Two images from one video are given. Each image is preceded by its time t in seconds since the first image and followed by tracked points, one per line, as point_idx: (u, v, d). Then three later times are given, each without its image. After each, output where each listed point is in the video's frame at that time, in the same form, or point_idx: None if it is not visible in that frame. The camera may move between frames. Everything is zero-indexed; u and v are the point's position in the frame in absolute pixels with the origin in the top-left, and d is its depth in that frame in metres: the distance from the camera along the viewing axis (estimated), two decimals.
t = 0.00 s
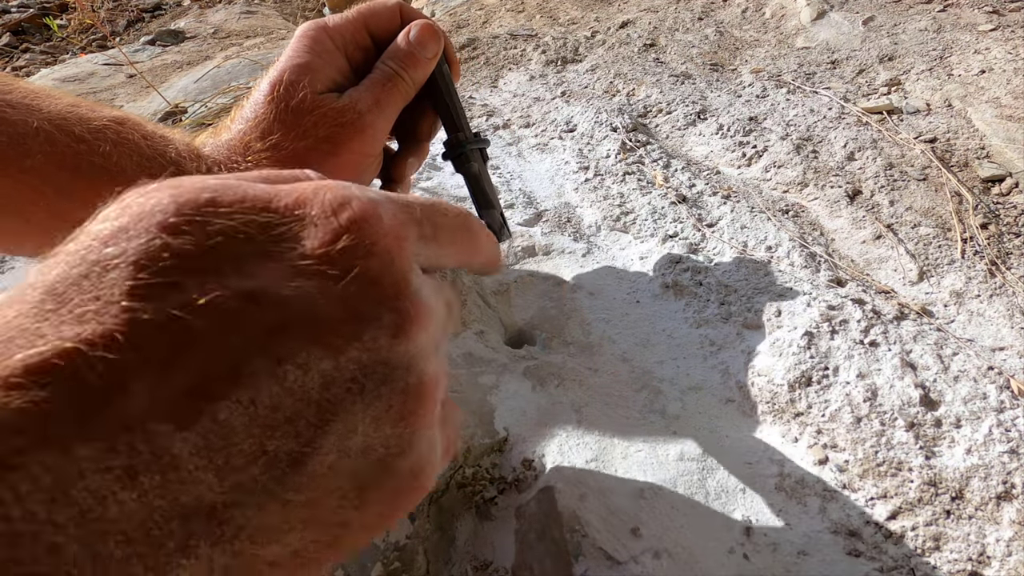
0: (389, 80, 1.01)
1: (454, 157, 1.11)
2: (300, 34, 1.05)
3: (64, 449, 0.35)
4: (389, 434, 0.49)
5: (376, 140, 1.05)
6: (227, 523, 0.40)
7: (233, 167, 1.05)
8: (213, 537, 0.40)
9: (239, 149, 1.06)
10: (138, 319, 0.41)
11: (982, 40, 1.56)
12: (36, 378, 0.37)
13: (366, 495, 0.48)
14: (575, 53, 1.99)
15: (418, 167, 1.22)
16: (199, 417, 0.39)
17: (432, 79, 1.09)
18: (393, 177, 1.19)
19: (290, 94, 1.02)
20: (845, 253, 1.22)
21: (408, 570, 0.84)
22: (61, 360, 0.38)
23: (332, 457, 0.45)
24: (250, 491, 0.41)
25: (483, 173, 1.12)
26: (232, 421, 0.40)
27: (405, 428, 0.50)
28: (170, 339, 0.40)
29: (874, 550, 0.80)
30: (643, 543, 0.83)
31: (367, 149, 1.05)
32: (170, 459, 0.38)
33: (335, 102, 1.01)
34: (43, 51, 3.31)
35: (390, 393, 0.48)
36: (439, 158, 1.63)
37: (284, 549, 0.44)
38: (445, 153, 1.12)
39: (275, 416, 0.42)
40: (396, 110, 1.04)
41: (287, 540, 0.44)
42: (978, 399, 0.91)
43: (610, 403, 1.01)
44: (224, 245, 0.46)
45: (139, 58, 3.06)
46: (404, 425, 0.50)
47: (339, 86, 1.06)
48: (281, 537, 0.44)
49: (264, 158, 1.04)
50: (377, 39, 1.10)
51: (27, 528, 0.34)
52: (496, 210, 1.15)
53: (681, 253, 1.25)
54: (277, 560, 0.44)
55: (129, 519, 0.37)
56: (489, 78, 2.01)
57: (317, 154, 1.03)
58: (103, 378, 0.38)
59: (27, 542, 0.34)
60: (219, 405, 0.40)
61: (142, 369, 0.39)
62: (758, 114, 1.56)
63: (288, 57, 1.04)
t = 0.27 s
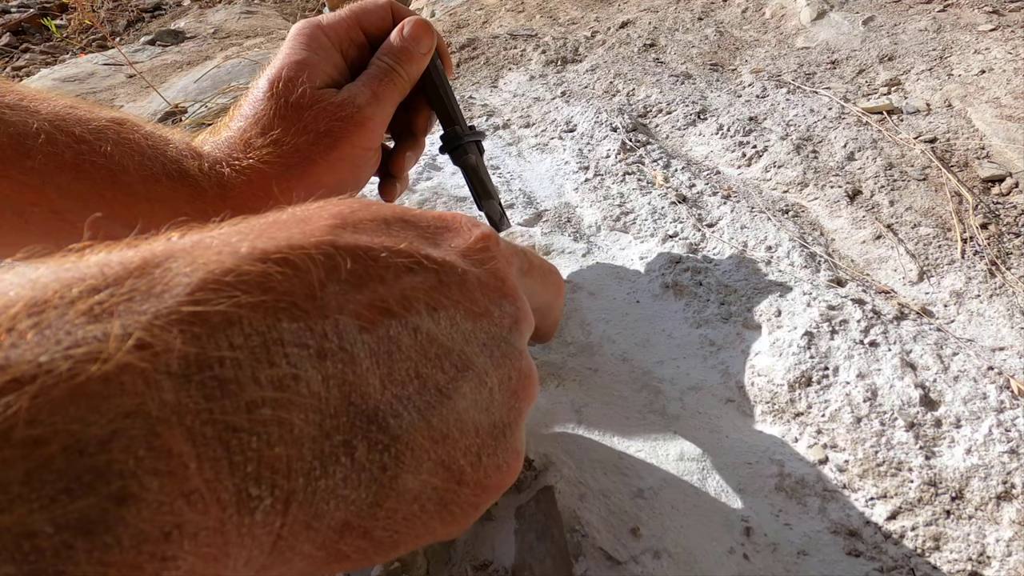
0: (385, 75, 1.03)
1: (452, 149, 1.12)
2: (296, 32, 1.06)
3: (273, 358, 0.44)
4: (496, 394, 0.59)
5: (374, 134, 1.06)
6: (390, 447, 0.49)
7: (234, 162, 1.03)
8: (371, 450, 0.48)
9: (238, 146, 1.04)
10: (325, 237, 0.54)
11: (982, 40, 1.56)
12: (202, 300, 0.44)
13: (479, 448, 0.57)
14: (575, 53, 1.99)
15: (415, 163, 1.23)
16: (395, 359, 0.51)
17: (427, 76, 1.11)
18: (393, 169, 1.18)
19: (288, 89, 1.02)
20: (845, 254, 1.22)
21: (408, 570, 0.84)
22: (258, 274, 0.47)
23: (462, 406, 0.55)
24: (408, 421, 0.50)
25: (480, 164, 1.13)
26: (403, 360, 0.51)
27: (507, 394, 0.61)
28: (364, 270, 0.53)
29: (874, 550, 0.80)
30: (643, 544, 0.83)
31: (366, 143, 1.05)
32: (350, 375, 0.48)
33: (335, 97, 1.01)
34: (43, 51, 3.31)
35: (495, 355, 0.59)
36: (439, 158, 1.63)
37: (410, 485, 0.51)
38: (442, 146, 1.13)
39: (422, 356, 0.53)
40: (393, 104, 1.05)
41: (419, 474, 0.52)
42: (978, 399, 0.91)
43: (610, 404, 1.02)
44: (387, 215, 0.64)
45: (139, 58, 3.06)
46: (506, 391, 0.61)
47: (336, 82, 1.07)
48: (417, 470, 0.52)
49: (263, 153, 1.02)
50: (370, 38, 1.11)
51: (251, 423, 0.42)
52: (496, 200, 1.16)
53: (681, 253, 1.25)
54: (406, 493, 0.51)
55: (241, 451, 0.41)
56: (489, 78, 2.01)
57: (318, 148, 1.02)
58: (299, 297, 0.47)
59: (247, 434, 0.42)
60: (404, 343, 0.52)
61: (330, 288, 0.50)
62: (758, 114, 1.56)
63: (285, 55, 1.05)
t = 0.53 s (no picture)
0: (383, 72, 1.02)
1: (448, 146, 1.11)
2: (293, 31, 1.05)
3: (294, 356, 0.47)
4: (501, 399, 0.61)
5: (374, 131, 1.05)
6: (398, 444, 0.52)
7: (234, 160, 1.02)
8: (381, 447, 0.51)
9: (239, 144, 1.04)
10: (344, 245, 0.57)
11: (982, 40, 1.56)
12: (229, 301, 0.46)
13: (484, 450, 0.59)
14: (575, 53, 1.99)
15: (414, 159, 1.23)
16: (406, 363, 0.54)
17: (421, 74, 1.10)
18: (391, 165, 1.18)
19: (288, 88, 1.02)
20: (845, 254, 1.22)
21: (408, 571, 0.83)
22: (280, 279, 0.49)
23: (467, 408, 0.57)
24: (416, 421, 0.53)
25: (478, 160, 1.12)
26: (413, 364, 0.55)
27: (512, 399, 0.63)
28: (377, 275, 0.56)
29: (874, 551, 0.80)
30: (643, 544, 0.83)
31: (366, 140, 1.05)
32: (363, 375, 0.51)
33: (333, 94, 1.01)
34: (43, 51, 3.31)
35: (500, 361, 0.62)
36: (439, 158, 1.63)
37: (416, 482, 0.54)
38: (438, 143, 1.13)
39: (430, 361, 0.56)
40: (391, 101, 1.04)
41: (426, 471, 0.54)
42: (978, 399, 0.91)
43: (610, 404, 1.02)
44: (400, 229, 0.67)
45: (138, 58, 3.06)
46: (512, 397, 0.63)
47: (334, 81, 1.07)
48: (424, 467, 0.54)
49: (264, 150, 1.02)
50: (367, 37, 1.11)
51: (273, 417, 0.45)
52: (495, 196, 1.14)
53: (681, 253, 1.25)
54: (412, 489, 0.54)
55: (261, 442, 0.44)
56: (489, 78, 2.01)
57: (317, 146, 1.02)
58: (318, 300, 0.50)
59: (268, 426, 0.45)
60: (414, 347, 0.55)
61: (346, 293, 0.53)
62: (758, 114, 1.56)
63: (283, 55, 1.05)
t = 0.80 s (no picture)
0: (384, 73, 1.02)
1: (447, 148, 1.11)
2: (294, 32, 1.05)
3: (279, 313, 0.45)
4: (482, 359, 0.61)
5: (373, 131, 1.05)
6: (385, 397, 0.51)
7: (234, 161, 1.03)
8: (368, 399, 0.50)
9: (239, 144, 1.04)
10: (325, 212, 0.55)
11: (982, 40, 1.56)
12: (214, 260, 0.45)
13: (468, 407, 0.59)
14: (575, 53, 1.99)
15: (413, 159, 1.23)
16: (389, 322, 0.53)
17: (422, 75, 1.10)
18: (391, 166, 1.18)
19: (288, 88, 1.02)
20: (845, 254, 1.22)
21: (408, 571, 0.82)
22: (265, 243, 0.48)
23: (450, 365, 0.57)
24: (402, 375, 0.52)
25: (477, 162, 1.12)
26: (395, 323, 0.53)
27: (493, 360, 0.62)
28: (359, 239, 0.54)
29: (874, 551, 0.80)
30: (643, 544, 0.83)
31: (365, 140, 1.05)
32: (347, 332, 0.49)
33: (334, 95, 1.01)
34: (43, 51, 3.31)
35: (480, 323, 0.61)
36: (439, 158, 1.63)
37: (404, 434, 0.54)
38: (438, 144, 1.13)
39: (413, 320, 0.55)
40: (392, 102, 1.04)
41: (412, 424, 0.54)
42: (978, 399, 0.91)
43: (610, 403, 1.02)
44: (376, 200, 0.65)
45: (138, 58, 3.06)
46: (491, 356, 0.62)
47: (334, 81, 1.07)
48: (411, 419, 0.54)
49: (264, 150, 1.02)
50: (368, 37, 1.11)
51: (260, 368, 0.44)
52: (494, 197, 1.15)
53: (681, 253, 1.25)
54: (400, 441, 0.53)
55: (250, 391, 0.43)
56: (489, 78, 2.01)
57: (318, 146, 1.02)
58: (301, 264, 0.49)
59: (257, 377, 0.44)
60: (396, 308, 0.54)
61: (329, 257, 0.51)
62: (758, 113, 1.56)
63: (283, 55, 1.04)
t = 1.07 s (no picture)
0: (384, 73, 1.02)
1: (447, 148, 1.12)
2: (294, 32, 1.05)
3: (319, 261, 0.49)
4: (494, 319, 0.65)
5: (373, 131, 1.04)
6: (414, 342, 0.55)
7: (234, 162, 1.04)
8: (400, 344, 0.54)
9: (241, 145, 1.05)
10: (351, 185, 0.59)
11: (982, 40, 1.56)
12: (260, 214, 0.48)
13: (485, 361, 0.62)
14: (575, 53, 1.99)
15: (414, 160, 1.23)
16: (414, 279, 0.56)
17: (423, 76, 1.10)
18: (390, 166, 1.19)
19: (288, 88, 1.01)
20: (845, 254, 1.22)
21: (408, 571, 0.82)
22: (302, 203, 0.51)
23: (467, 321, 0.60)
24: (427, 324, 0.56)
25: (478, 162, 1.13)
26: (418, 280, 0.57)
27: (504, 322, 0.66)
28: (381, 209, 0.58)
29: (874, 551, 0.80)
30: (644, 544, 0.83)
31: (365, 141, 1.04)
32: (379, 284, 0.53)
33: (334, 94, 1.00)
34: (43, 51, 3.31)
35: (489, 288, 0.65)
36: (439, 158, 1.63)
37: (430, 379, 0.57)
38: (438, 145, 1.14)
39: (429, 278, 0.58)
40: (391, 102, 1.04)
41: (438, 369, 0.57)
42: (978, 399, 0.91)
43: (610, 403, 1.01)
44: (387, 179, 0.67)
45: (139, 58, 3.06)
46: (502, 319, 0.66)
47: (335, 82, 1.06)
48: (437, 365, 0.57)
49: (265, 152, 1.03)
50: (368, 38, 1.11)
51: (307, 308, 0.47)
52: (493, 198, 1.15)
53: (681, 254, 1.25)
54: (427, 386, 0.57)
55: (298, 327, 0.46)
56: (489, 78, 2.01)
57: (318, 146, 1.02)
58: (333, 224, 0.52)
59: (303, 314, 0.46)
60: (419, 268, 0.57)
61: (358, 221, 0.54)
62: (758, 113, 1.56)
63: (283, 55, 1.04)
